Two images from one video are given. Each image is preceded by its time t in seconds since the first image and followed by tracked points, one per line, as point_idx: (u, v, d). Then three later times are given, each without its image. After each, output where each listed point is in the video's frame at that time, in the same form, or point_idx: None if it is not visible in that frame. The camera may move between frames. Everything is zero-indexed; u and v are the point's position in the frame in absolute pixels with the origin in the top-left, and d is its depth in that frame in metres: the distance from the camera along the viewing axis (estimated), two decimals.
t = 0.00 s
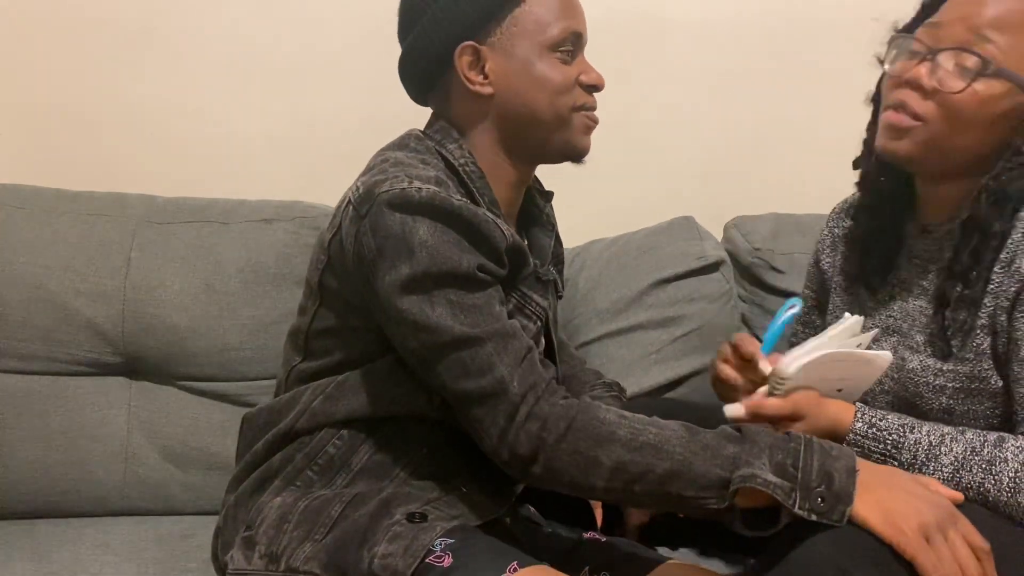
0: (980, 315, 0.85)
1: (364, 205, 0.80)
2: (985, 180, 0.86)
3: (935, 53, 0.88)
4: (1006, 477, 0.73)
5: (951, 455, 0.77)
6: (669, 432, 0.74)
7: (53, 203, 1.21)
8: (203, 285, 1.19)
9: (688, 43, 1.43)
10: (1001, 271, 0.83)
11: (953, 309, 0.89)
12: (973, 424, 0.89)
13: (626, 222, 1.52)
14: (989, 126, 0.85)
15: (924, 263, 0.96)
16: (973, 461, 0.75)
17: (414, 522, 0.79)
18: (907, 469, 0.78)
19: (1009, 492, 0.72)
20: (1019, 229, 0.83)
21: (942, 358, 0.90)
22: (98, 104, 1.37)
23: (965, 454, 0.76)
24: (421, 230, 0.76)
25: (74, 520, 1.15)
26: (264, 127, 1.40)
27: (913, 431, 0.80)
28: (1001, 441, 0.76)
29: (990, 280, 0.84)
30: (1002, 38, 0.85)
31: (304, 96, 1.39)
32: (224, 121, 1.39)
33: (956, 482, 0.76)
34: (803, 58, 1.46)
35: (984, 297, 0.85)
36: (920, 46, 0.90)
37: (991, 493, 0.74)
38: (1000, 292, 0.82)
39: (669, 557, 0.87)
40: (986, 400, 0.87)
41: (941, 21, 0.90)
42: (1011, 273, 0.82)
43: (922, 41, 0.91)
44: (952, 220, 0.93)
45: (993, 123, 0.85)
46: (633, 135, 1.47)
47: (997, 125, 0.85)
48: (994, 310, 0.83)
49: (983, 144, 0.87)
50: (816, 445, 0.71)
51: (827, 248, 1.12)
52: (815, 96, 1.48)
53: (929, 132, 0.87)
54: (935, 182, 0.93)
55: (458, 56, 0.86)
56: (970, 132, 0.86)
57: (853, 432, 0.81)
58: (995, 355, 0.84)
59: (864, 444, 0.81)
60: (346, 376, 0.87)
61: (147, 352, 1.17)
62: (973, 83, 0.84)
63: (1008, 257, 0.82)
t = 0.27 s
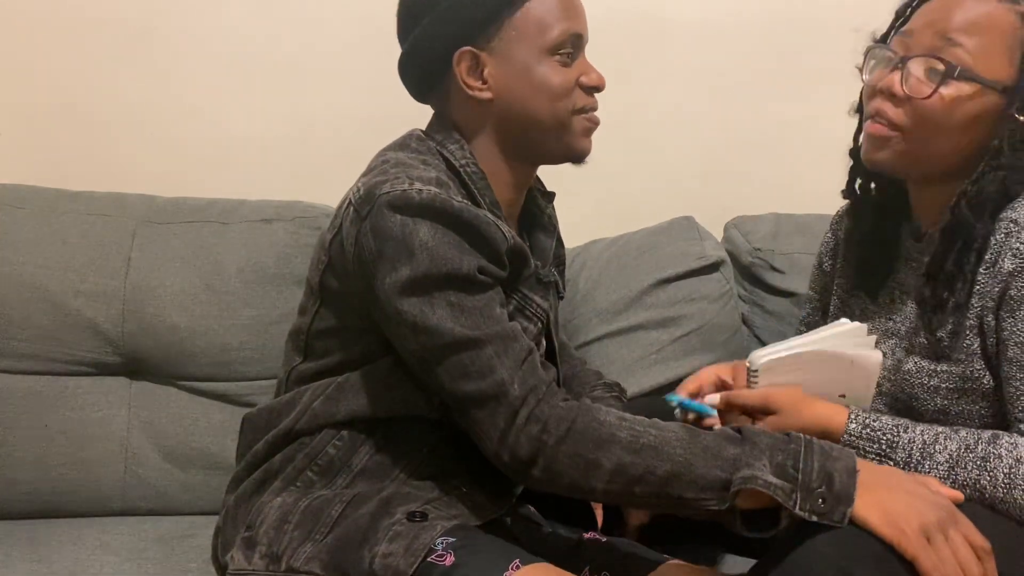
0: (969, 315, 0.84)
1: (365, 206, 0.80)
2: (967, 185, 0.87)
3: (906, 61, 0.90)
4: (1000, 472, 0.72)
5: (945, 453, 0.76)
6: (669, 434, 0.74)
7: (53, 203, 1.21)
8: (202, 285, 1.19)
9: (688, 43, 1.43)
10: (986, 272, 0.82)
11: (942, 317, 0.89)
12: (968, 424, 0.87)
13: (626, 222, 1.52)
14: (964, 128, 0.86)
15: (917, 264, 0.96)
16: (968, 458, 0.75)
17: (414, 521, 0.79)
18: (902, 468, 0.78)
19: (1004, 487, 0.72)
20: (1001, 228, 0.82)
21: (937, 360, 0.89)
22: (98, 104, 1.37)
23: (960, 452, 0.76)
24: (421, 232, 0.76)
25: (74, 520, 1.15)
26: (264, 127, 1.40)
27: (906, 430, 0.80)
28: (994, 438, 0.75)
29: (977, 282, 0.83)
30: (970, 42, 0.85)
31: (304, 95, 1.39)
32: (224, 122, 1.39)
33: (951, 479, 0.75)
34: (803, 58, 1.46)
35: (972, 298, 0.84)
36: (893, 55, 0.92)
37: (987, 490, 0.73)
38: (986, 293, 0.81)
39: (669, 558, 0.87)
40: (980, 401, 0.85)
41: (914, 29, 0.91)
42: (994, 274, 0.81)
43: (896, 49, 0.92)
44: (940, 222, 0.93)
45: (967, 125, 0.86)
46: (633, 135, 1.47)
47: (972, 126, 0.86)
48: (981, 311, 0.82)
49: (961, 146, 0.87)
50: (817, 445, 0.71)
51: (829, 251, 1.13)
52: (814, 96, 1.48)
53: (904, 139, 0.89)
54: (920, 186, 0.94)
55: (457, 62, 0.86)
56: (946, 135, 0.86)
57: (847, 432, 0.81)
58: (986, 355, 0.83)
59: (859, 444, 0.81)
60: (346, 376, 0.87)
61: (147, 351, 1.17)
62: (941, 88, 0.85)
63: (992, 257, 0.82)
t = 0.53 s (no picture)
0: (968, 316, 0.84)
1: (366, 207, 0.80)
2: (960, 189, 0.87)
3: (908, 66, 0.89)
4: (1005, 468, 0.72)
5: (950, 450, 0.77)
6: (669, 435, 0.74)
7: (53, 203, 1.21)
8: (203, 285, 1.19)
9: (688, 43, 1.43)
10: (983, 275, 0.82)
11: (939, 319, 0.89)
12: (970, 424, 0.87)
13: (626, 222, 1.52)
14: (963, 135, 0.87)
15: (914, 262, 0.96)
16: (973, 456, 0.75)
17: (416, 518, 0.79)
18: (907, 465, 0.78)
19: (1009, 485, 0.72)
20: (998, 231, 0.82)
21: (935, 360, 0.89)
22: (98, 104, 1.37)
23: (965, 449, 0.76)
24: (422, 235, 0.76)
25: (74, 520, 1.15)
26: (264, 127, 1.40)
27: (912, 426, 0.80)
28: (999, 436, 0.76)
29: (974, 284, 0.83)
30: (973, 51, 0.85)
31: (304, 96, 1.39)
32: (224, 122, 1.39)
33: (956, 478, 0.76)
34: (802, 58, 1.46)
35: (969, 299, 0.84)
36: (896, 57, 0.92)
37: (991, 488, 0.73)
38: (984, 294, 0.81)
39: (670, 558, 0.87)
40: (979, 400, 0.85)
41: (916, 32, 0.91)
42: (992, 276, 0.81)
43: (898, 52, 0.92)
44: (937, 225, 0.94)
45: (966, 132, 0.86)
46: (633, 135, 1.47)
47: (971, 133, 0.87)
48: (979, 312, 0.82)
49: (959, 152, 0.88)
50: (816, 445, 0.71)
51: (828, 249, 1.12)
52: (814, 96, 1.48)
53: (903, 144, 0.89)
54: (916, 189, 0.95)
55: (455, 72, 0.86)
56: (945, 141, 0.87)
57: (852, 427, 0.81)
58: (985, 355, 0.83)
59: (863, 439, 0.80)
60: (347, 377, 0.87)
61: (147, 351, 1.17)
62: (942, 96, 0.85)
63: (989, 260, 0.82)
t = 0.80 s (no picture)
0: (966, 315, 0.84)
1: (368, 210, 0.80)
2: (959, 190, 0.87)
3: (907, 68, 0.89)
4: (1001, 470, 0.73)
5: (947, 451, 0.77)
6: (668, 438, 0.74)
7: (53, 203, 1.21)
8: (203, 285, 1.19)
9: (688, 43, 1.43)
10: (982, 274, 0.82)
11: (937, 319, 0.89)
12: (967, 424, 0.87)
13: (626, 222, 1.52)
14: (961, 137, 0.87)
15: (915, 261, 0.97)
16: (969, 456, 0.75)
17: (420, 523, 0.79)
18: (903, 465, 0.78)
19: (1005, 486, 0.72)
20: (997, 231, 0.82)
21: (933, 361, 0.89)
22: (98, 104, 1.37)
23: (960, 451, 0.76)
24: (424, 238, 0.75)
25: (74, 520, 1.15)
26: (264, 127, 1.40)
27: (908, 427, 0.80)
28: (996, 437, 0.76)
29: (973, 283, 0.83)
30: (970, 53, 0.85)
31: (304, 95, 1.39)
32: (223, 121, 1.39)
33: (953, 478, 0.76)
34: (802, 58, 1.46)
35: (968, 298, 0.84)
36: (894, 59, 0.92)
37: (988, 489, 0.73)
38: (982, 293, 0.82)
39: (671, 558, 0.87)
40: (976, 400, 0.85)
41: (914, 33, 0.91)
42: (990, 276, 0.81)
43: (896, 54, 0.92)
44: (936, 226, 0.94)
45: (964, 134, 0.87)
46: (633, 135, 1.47)
47: (969, 135, 0.87)
48: (977, 312, 0.82)
49: (958, 153, 0.88)
50: (815, 446, 0.71)
51: (829, 249, 1.12)
52: (813, 96, 1.48)
53: (901, 147, 0.90)
54: (914, 190, 0.95)
55: (457, 78, 0.86)
56: (943, 143, 0.87)
57: (849, 428, 0.81)
58: (982, 355, 0.83)
59: (860, 440, 0.81)
60: (350, 377, 0.87)
61: (147, 352, 1.17)
62: (939, 99, 0.85)
63: (988, 258, 0.82)
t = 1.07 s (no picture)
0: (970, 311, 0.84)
1: (369, 211, 0.80)
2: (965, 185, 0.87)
3: (910, 65, 0.89)
4: (1000, 470, 0.73)
5: (946, 450, 0.77)
6: (667, 440, 0.74)
7: (53, 204, 1.21)
8: (202, 285, 1.19)
9: (688, 44, 1.43)
10: (988, 269, 0.82)
11: (939, 314, 0.90)
12: (967, 420, 0.87)
13: (626, 222, 1.52)
14: (967, 133, 0.87)
15: (920, 258, 0.97)
16: (969, 455, 0.75)
17: (420, 523, 0.79)
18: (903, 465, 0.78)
19: (1004, 485, 0.72)
20: (1005, 226, 0.82)
21: (934, 356, 0.89)
22: (98, 104, 1.37)
23: (960, 449, 0.76)
24: (426, 239, 0.75)
25: (74, 520, 1.15)
26: (264, 127, 1.40)
27: (907, 427, 0.80)
28: (995, 436, 0.76)
29: (979, 278, 0.83)
30: (974, 49, 0.85)
31: (304, 95, 1.39)
32: (223, 121, 1.39)
33: (953, 477, 0.76)
34: (802, 58, 1.46)
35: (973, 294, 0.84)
36: (896, 56, 0.91)
37: (987, 488, 0.73)
38: (988, 288, 0.81)
39: (671, 558, 0.87)
40: (977, 395, 0.85)
41: (916, 29, 0.90)
42: (996, 271, 0.80)
43: (898, 50, 0.92)
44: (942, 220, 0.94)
45: (970, 130, 0.87)
46: (633, 135, 1.47)
47: (974, 131, 0.87)
48: (982, 307, 0.82)
49: (963, 149, 0.88)
50: (814, 446, 0.71)
51: (829, 245, 1.12)
52: (813, 96, 1.48)
53: (907, 143, 0.90)
54: (920, 186, 0.95)
55: (459, 78, 0.86)
56: (949, 139, 0.87)
57: (847, 428, 0.82)
58: (985, 351, 0.83)
59: (859, 439, 0.81)
60: (351, 377, 0.87)
61: (147, 352, 1.17)
62: (945, 95, 0.85)
63: (994, 254, 0.81)
